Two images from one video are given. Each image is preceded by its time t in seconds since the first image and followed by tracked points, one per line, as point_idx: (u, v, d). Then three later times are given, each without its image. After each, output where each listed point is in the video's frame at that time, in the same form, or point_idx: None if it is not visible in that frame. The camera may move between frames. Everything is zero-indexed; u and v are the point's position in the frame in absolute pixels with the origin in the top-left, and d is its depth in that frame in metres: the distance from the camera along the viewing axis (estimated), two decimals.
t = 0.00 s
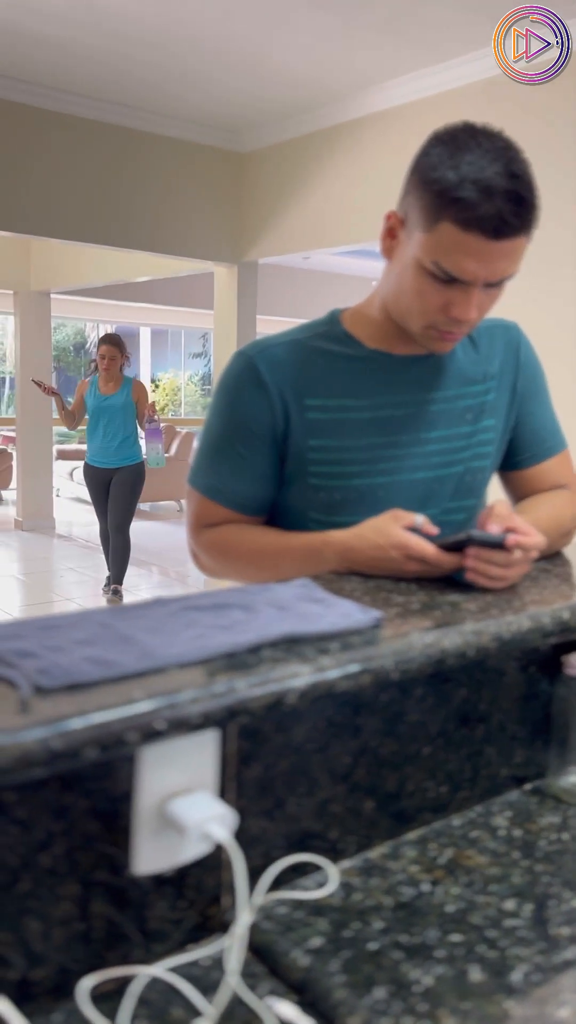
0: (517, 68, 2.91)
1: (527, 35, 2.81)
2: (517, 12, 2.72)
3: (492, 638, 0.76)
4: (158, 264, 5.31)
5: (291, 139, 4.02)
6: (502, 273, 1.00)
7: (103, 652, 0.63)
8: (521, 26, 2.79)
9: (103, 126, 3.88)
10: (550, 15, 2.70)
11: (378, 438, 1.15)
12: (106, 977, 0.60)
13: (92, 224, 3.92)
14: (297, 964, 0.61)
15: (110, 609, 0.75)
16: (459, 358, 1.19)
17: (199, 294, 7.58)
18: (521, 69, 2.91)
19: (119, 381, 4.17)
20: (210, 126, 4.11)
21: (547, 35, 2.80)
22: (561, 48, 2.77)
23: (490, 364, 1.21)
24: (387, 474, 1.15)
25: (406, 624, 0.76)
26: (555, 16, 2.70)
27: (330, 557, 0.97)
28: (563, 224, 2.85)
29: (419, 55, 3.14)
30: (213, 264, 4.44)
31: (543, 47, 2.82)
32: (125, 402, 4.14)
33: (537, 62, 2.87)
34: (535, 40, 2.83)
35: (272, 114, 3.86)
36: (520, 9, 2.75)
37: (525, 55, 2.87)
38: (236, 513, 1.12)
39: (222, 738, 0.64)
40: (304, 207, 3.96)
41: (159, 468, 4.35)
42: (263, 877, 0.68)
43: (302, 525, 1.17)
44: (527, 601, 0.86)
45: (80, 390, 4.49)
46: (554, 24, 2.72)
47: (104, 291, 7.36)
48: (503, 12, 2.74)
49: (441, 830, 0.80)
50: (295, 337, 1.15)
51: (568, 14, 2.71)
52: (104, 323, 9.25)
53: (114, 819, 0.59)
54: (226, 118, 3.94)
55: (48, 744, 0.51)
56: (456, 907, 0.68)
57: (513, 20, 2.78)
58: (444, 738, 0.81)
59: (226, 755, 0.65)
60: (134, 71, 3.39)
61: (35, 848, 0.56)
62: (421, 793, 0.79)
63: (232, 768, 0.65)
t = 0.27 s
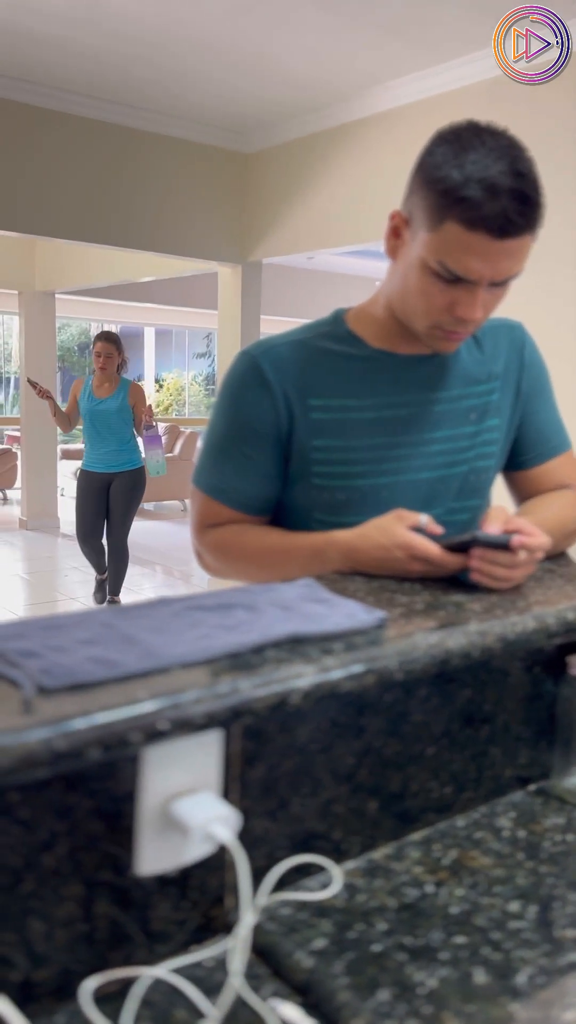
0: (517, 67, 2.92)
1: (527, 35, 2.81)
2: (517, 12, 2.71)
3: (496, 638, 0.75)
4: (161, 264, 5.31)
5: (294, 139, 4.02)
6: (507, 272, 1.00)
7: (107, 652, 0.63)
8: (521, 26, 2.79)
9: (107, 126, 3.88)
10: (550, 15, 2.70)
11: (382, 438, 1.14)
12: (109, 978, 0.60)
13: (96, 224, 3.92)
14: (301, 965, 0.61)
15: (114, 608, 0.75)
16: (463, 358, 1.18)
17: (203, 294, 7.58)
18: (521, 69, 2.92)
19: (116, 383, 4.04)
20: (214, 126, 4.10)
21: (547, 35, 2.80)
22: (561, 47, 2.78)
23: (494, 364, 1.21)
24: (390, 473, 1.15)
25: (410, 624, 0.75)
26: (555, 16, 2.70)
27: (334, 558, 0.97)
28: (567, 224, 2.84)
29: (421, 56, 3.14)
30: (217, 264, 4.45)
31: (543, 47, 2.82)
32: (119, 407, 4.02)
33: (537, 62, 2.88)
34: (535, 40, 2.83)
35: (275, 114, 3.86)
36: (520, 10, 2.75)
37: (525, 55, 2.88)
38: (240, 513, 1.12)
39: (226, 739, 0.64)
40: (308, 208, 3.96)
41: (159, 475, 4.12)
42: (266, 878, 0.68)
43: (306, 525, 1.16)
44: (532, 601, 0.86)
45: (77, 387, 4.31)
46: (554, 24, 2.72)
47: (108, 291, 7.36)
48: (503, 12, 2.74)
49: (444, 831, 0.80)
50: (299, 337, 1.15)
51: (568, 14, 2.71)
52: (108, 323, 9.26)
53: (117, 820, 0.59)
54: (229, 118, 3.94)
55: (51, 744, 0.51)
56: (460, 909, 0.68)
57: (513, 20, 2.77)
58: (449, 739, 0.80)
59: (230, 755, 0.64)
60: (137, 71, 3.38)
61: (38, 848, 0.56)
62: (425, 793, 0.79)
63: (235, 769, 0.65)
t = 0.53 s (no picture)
0: (517, 67, 2.93)
1: (527, 35, 2.81)
2: (517, 12, 2.71)
3: (502, 638, 0.75)
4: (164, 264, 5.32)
5: (296, 139, 4.03)
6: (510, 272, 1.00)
7: (111, 652, 0.63)
8: (521, 25, 2.79)
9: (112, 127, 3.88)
10: (550, 15, 2.70)
11: (386, 437, 1.14)
12: (113, 977, 0.60)
13: (101, 224, 3.92)
14: (306, 965, 0.61)
15: (118, 607, 0.75)
16: (467, 357, 1.18)
17: (206, 293, 7.58)
18: (521, 69, 2.93)
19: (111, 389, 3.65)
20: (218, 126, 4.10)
21: (547, 35, 2.80)
22: (561, 47, 2.78)
23: (499, 363, 1.20)
24: (395, 473, 1.14)
25: (416, 624, 0.75)
26: (555, 16, 2.70)
27: (339, 557, 0.97)
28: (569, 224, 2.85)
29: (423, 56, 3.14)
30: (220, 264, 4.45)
31: (543, 47, 2.83)
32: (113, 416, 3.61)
33: (537, 62, 2.89)
34: (535, 40, 2.83)
35: (277, 114, 3.87)
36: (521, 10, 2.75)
37: (525, 55, 2.88)
38: (244, 512, 1.12)
39: (231, 739, 0.64)
40: (312, 207, 3.96)
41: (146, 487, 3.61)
42: (271, 877, 0.68)
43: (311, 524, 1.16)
44: (538, 601, 0.86)
45: (70, 392, 3.87)
46: (554, 24, 2.73)
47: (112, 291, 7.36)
48: (503, 12, 2.74)
49: (449, 831, 0.79)
50: (305, 335, 1.15)
51: (568, 14, 2.71)
52: (112, 323, 9.27)
53: (122, 820, 0.59)
54: (232, 117, 3.94)
55: (57, 743, 0.51)
56: (465, 910, 0.68)
57: (513, 20, 2.78)
58: (454, 739, 0.80)
59: (235, 755, 0.64)
60: (142, 71, 3.39)
61: (43, 847, 0.56)
62: (430, 793, 0.79)
63: (240, 768, 0.65)
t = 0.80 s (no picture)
0: (517, 67, 2.94)
1: (528, 35, 2.82)
2: (518, 12, 2.71)
3: (506, 637, 0.75)
4: (166, 263, 5.33)
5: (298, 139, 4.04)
6: (515, 272, 1.00)
7: (116, 650, 0.63)
8: (521, 25, 2.79)
9: (115, 126, 3.88)
10: (550, 15, 2.70)
11: (390, 435, 1.14)
12: (118, 976, 0.60)
13: (104, 223, 3.93)
14: (311, 964, 0.61)
15: (122, 605, 0.75)
16: (472, 355, 1.18)
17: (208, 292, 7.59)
18: (521, 69, 2.94)
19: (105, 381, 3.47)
20: (220, 125, 4.10)
21: (547, 35, 2.81)
22: (561, 48, 2.79)
23: (503, 363, 1.20)
24: (398, 471, 1.14)
25: (420, 623, 0.75)
26: (555, 16, 2.71)
27: (342, 556, 0.97)
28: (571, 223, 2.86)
29: (425, 56, 3.15)
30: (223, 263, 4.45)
31: (542, 47, 2.84)
32: (111, 407, 3.47)
33: (537, 62, 2.90)
34: (536, 41, 2.84)
35: (280, 114, 3.87)
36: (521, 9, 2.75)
37: (525, 54, 2.89)
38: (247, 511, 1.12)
39: (235, 737, 0.64)
40: (314, 207, 3.96)
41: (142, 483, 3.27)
42: (276, 877, 0.68)
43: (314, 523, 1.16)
44: (541, 601, 0.86)
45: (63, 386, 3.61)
46: (554, 24, 2.73)
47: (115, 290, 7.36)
48: (503, 12, 2.74)
49: (453, 830, 0.79)
50: (308, 333, 1.15)
51: (568, 14, 2.72)
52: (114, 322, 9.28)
53: (128, 818, 0.59)
54: (235, 117, 3.95)
55: (62, 741, 0.52)
56: (469, 909, 0.68)
57: (513, 20, 2.77)
58: (458, 738, 0.80)
59: (239, 754, 0.64)
60: (145, 71, 3.40)
61: (48, 845, 0.56)
62: (434, 793, 0.79)
63: (244, 767, 0.65)
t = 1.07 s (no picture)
0: (517, 67, 2.94)
1: (528, 35, 2.81)
2: (517, 12, 2.70)
3: (511, 637, 0.75)
4: (168, 262, 5.33)
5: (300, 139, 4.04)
6: (519, 264, 1.00)
7: (123, 650, 0.63)
8: (521, 25, 2.78)
9: (118, 126, 3.89)
10: (550, 16, 2.70)
11: (394, 434, 1.14)
12: (125, 975, 0.60)
13: (107, 223, 3.93)
14: (316, 963, 0.61)
15: (128, 605, 0.75)
16: (474, 354, 1.18)
17: (210, 292, 7.59)
18: (521, 69, 2.94)
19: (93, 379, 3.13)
20: (223, 125, 4.11)
21: (548, 35, 2.81)
22: (561, 47, 2.79)
23: (505, 362, 1.20)
24: (402, 470, 1.14)
25: (425, 623, 0.75)
26: (555, 16, 2.70)
27: (346, 556, 0.97)
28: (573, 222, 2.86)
29: (427, 56, 3.15)
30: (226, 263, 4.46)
31: (543, 47, 2.84)
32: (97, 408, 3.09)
33: (537, 62, 2.90)
34: (536, 40, 2.83)
35: (282, 114, 3.88)
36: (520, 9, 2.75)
37: (525, 54, 2.89)
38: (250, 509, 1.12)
39: (241, 737, 0.64)
40: (316, 207, 3.97)
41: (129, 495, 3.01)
42: (281, 876, 0.68)
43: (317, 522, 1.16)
44: (545, 601, 0.86)
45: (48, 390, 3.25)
46: (554, 24, 2.73)
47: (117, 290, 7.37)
48: (503, 12, 2.74)
49: (458, 830, 0.80)
50: (311, 332, 1.15)
51: (568, 14, 2.72)
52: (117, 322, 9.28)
53: (135, 817, 0.59)
54: (237, 117, 3.95)
55: (71, 741, 0.52)
56: (474, 908, 0.68)
57: (513, 19, 2.76)
58: (463, 738, 0.80)
59: (246, 754, 0.64)
60: (148, 70, 3.40)
61: (56, 845, 0.56)
62: (439, 792, 0.79)
63: (250, 767, 0.65)
